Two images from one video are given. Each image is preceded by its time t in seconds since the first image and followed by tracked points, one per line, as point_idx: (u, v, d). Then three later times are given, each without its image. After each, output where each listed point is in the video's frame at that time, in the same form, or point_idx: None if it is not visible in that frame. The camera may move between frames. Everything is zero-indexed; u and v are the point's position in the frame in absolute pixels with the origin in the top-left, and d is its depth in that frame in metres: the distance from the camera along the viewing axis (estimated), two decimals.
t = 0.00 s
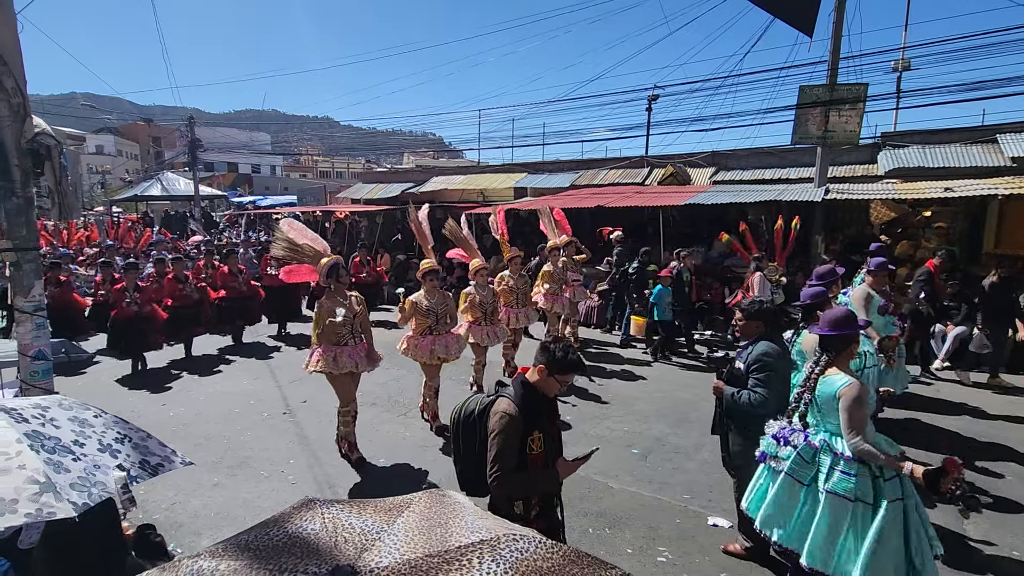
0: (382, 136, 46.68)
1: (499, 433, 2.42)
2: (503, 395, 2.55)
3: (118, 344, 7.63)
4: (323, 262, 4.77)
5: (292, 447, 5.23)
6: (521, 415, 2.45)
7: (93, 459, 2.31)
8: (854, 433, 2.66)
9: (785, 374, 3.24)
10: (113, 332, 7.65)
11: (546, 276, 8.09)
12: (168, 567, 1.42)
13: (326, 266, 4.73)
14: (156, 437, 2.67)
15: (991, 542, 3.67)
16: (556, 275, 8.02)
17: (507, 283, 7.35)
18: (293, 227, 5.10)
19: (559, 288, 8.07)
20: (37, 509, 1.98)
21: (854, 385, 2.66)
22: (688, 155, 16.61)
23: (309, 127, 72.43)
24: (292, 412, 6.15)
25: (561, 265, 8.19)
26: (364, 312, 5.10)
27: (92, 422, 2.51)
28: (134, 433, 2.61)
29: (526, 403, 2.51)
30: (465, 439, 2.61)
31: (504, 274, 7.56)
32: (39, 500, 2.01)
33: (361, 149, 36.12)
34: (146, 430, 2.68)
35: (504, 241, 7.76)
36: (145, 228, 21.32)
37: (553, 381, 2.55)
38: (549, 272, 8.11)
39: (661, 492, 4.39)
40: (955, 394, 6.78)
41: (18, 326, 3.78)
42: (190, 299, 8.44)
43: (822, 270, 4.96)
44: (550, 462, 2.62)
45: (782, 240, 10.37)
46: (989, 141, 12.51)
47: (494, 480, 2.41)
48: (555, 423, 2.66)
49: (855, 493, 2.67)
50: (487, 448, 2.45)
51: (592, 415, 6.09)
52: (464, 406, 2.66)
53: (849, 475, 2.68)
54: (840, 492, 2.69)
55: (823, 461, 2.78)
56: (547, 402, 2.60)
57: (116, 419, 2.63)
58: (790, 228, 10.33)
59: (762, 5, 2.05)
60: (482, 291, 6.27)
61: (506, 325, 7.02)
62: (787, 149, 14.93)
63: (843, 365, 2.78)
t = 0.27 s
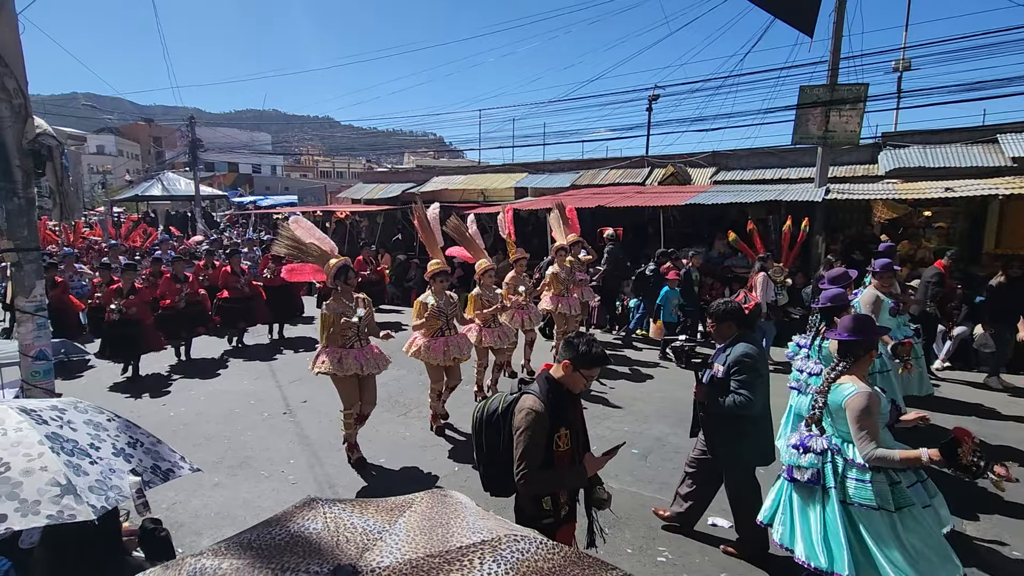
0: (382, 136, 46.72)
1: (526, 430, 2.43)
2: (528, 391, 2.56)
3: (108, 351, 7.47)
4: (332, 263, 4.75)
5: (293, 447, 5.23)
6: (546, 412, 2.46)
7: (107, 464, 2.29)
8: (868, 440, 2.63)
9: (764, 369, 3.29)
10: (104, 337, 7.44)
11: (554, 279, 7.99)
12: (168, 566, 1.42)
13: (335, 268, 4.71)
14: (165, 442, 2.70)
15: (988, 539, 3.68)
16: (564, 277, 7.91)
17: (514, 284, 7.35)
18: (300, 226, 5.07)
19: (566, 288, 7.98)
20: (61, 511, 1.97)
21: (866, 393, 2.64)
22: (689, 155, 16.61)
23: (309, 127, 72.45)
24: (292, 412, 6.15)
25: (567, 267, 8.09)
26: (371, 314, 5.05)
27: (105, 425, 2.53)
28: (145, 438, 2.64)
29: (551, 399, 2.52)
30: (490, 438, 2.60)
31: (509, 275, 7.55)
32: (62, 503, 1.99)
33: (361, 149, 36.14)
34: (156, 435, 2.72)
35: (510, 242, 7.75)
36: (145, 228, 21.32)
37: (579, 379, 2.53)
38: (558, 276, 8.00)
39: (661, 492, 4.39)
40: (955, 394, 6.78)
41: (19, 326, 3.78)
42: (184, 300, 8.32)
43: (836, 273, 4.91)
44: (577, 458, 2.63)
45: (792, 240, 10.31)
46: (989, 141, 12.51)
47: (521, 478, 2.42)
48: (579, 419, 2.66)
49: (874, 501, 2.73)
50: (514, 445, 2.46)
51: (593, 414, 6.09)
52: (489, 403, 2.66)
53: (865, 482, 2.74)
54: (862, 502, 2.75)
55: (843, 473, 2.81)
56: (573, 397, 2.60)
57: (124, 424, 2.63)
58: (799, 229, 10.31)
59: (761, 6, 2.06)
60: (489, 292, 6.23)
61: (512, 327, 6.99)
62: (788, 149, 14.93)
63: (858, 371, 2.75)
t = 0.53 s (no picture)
0: (383, 135, 46.72)
1: (551, 438, 2.38)
2: (550, 399, 2.51)
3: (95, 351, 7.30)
4: (343, 261, 4.65)
5: (293, 446, 5.23)
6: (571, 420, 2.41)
7: (145, 469, 2.28)
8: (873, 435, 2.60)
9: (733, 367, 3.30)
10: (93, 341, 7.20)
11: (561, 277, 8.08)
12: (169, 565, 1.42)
13: (346, 267, 4.61)
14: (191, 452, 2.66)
15: (986, 538, 3.67)
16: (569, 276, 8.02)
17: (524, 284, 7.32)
18: (311, 219, 4.98)
19: (574, 288, 8.00)
20: (115, 510, 1.96)
21: (868, 387, 2.61)
22: (690, 155, 16.59)
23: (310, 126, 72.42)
24: (292, 411, 6.15)
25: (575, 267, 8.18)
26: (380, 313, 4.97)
27: (136, 431, 2.49)
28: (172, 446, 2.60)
29: (575, 405, 2.49)
30: (509, 448, 2.54)
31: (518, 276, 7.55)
32: (116, 501, 1.99)
33: (362, 148, 36.13)
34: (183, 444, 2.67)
35: (518, 242, 7.73)
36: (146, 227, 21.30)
37: (602, 384, 2.50)
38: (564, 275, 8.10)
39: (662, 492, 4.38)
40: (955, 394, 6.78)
41: (19, 325, 3.78)
42: (171, 297, 8.18)
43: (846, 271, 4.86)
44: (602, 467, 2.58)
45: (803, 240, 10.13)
46: (990, 140, 12.49)
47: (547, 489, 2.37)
48: (601, 426, 2.62)
49: (852, 492, 2.75)
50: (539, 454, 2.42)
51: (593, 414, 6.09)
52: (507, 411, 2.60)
53: (849, 473, 2.76)
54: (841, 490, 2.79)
55: (831, 460, 2.87)
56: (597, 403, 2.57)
57: (153, 432, 2.59)
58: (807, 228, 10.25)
59: (762, 5, 2.05)
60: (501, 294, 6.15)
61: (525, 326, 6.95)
62: (789, 148, 14.91)
63: (868, 367, 2.72)
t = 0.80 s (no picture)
0: (384, 134, 46.75)
1: (587, 458, 2.19)
2: (582, 413, 2.32)
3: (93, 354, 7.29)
4: (357, 262, 4.60)
5: (294, 444, 5.24)
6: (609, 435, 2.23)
7: (148, 467, 2.29)
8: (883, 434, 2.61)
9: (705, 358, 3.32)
10: (91, 343, 7.19)
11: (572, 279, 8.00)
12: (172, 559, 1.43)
13: (362, 269, 4.57)
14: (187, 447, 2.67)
15: (987, 538, 3.67)
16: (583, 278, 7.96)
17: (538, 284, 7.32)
18: (322, 218, 4.89)
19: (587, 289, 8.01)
20: (126, 510, 1.98)
21: (882, 387, 2.60)
22: (691, 154, 16.58)
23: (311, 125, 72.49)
24: (294, 410, 6.16)
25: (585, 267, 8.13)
26: (393, 313, 4.92)
27: (134, 428, 2.49)
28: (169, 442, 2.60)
29: (609, 419, 2.31)
30: (538, 466, 2.36)
31: (530, 277, 7.53)
32: (125, 503, 2.00)
33: (363, 147, 36.08)
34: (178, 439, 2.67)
35: (527, 242, 7.66)
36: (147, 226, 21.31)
37: (637, 394, 2.34)
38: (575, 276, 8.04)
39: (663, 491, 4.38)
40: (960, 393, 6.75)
41: (20, 323, 3.78)
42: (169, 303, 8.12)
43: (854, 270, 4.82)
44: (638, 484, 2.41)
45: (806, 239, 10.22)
46: (993, 139, 12.46)
47: (585, 511, 2.19)
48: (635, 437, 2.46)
49: (855, 486, 2.79)
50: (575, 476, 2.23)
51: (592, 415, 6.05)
52: (535, 428, 2.41)
53: (854, 467, 2.81)
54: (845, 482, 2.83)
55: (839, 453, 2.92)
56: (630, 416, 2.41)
57: (151, 427, 2.60)
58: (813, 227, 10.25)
59: (763, 4, 2.04)
60: (512, 293, 6.11)
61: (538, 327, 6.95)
62: (790, 148, 14.90)
63: (881, 366, 2.72)
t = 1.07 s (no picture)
0: (385, 133, 46.78)
1: (626, 469, 2.02)
2: (613, 422, 2.17)
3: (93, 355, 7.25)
4: (370, 260, 4.57)
5: (295, 443, 5.25)
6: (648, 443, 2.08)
7: (149, 472, 2.30)
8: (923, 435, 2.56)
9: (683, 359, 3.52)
10: (92, 343, 7.20)
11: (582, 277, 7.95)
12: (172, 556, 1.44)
13: (375, 267, 4.54)
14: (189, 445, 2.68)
15: (986, 537, 3.68)
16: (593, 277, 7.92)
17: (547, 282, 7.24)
18: (334, 215, 4.86)
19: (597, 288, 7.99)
20: (126, 521, 1.97)
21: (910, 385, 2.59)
22: (691, 153, 16.58)
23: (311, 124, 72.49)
24: (295, 408, 6.17)
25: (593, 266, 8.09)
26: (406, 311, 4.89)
27: (135, 429, 2.48)
28: (171, 442, 2.61)
29: (642, 425, 2.17)
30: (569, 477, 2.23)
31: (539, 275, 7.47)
32: (124, 514, 1.99)
33: (363, 146, 36.05)
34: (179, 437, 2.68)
35: (535, 241, 7.60)
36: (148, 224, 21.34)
37: (672, 397, 2.23)
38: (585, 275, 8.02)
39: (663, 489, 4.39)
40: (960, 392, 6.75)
41: (22, 322, 3.79)
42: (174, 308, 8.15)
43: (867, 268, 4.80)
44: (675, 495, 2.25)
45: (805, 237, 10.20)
46: (994, 139, 12.44)
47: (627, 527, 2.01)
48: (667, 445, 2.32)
49: (891, 488, 2.68)
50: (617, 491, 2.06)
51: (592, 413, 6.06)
52: (565, 439, 2.27)
53: (888, 471, 2.70)
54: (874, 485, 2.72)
55: (864, 456, 2.80)
56: (658, 419, 2.28)
57: (152, 427, 2.61)
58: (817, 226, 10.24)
59: (764, 2, 2.04)
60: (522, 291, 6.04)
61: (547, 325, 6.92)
62: (791, 147, 14.89)
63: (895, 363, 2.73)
